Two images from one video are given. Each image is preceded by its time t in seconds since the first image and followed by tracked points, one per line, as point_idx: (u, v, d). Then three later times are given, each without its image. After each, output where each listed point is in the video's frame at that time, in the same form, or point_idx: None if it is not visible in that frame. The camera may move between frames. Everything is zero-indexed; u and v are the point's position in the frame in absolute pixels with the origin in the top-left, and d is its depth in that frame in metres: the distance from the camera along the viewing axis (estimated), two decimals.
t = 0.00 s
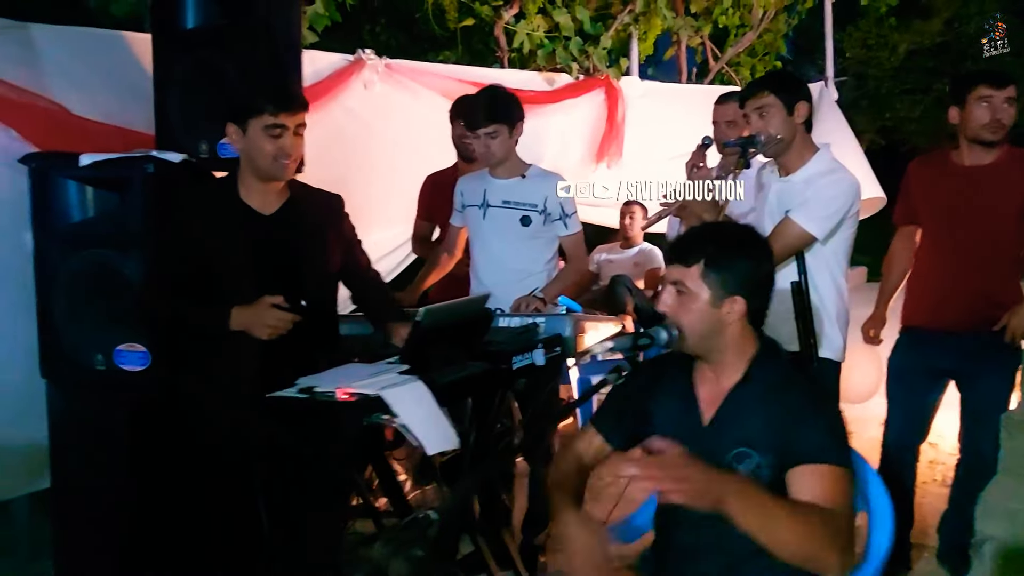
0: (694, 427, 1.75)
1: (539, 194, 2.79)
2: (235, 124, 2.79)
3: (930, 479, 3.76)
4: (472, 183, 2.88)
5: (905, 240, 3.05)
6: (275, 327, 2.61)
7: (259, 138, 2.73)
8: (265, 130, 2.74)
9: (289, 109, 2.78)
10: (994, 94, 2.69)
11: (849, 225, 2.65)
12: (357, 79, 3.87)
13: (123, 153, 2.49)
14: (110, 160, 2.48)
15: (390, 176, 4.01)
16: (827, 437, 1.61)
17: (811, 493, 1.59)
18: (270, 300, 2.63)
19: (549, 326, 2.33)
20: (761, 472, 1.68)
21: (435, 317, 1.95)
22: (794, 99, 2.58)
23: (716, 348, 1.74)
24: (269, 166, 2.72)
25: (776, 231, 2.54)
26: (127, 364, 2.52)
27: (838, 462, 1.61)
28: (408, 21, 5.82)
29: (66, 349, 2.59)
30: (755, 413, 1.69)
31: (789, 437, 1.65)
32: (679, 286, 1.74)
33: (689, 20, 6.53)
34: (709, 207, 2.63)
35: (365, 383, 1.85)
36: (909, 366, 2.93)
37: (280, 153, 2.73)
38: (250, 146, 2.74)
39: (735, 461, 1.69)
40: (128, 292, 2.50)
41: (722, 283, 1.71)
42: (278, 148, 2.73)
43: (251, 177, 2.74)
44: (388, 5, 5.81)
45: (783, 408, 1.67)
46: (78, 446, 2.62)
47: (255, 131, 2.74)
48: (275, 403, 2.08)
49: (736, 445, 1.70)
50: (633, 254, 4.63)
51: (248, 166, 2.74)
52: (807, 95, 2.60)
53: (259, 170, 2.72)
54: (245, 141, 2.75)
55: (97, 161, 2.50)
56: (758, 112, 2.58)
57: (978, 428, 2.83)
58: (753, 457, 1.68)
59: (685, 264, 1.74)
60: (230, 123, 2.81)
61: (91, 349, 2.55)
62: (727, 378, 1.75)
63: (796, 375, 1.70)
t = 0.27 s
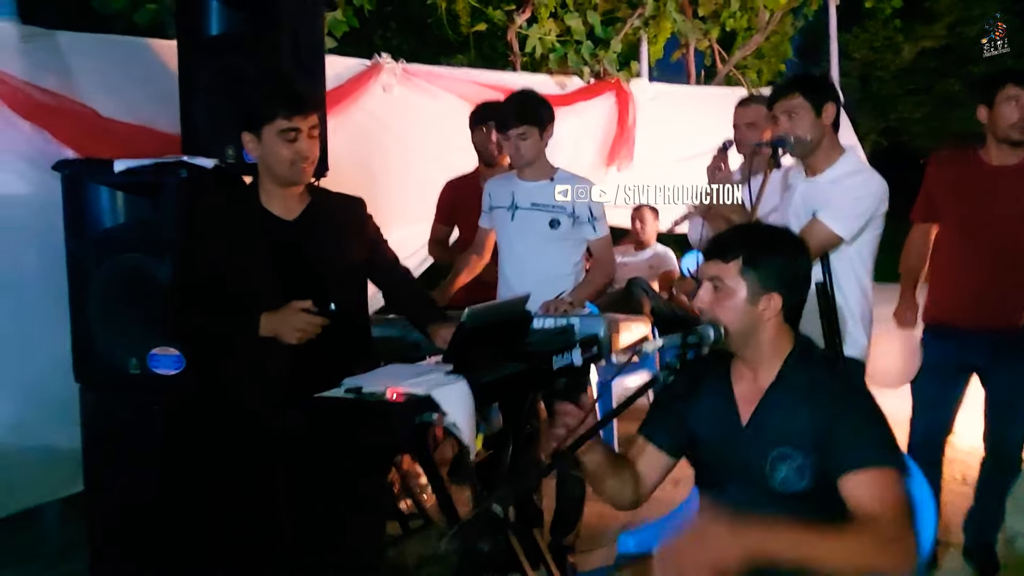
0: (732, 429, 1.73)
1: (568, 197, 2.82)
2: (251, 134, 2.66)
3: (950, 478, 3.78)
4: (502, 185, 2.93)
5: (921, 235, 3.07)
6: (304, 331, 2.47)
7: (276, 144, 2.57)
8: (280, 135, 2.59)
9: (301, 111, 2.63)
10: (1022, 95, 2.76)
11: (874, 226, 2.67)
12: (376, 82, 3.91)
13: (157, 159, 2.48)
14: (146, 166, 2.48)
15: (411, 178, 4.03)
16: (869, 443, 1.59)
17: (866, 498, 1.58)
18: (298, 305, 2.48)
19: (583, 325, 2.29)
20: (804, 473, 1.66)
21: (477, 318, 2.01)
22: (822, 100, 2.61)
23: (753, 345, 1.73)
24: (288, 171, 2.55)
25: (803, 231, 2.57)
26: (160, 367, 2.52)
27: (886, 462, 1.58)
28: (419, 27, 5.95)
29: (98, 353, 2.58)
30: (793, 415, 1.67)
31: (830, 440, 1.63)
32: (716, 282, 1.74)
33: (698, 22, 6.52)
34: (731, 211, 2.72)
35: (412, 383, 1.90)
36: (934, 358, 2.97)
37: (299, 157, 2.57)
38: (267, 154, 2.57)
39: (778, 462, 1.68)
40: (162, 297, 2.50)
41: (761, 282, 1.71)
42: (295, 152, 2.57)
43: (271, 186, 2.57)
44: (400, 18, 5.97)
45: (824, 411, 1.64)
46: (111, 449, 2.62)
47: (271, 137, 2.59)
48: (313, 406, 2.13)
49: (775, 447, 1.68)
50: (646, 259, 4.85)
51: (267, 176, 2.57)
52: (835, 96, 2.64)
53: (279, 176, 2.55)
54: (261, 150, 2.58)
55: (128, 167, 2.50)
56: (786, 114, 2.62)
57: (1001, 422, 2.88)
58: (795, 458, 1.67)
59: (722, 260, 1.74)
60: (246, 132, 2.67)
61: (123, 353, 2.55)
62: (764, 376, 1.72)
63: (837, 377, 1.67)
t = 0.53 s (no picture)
0: (752, 425, 1.76)
1: (578, 200, 2.88)
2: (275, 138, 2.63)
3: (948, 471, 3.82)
4: (509, 188, 2.97)
5: (916, 235, 3.07)
6: (331, 334, 2.50)
7: (298, 148, 2.56)
8: (302, 139, 2.57)
9: (322, 113, 2.61)
10: (1010, 98, 2.84)
11: (877, 227, 2.71)
12: (375, 88, 3.90)
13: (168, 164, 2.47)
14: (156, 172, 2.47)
15: (418, 179, 4.05)
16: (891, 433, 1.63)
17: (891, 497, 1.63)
18: (325, 306, 2.52)
19: (598, 327, 2.31)
20: (823, 465, 1.69)
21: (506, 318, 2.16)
22: (826, 103, 2.68)
23: (774, 340, 1.78)
24: (313, 175, 2.56)
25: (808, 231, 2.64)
26: (173, 372, 2.51)
27: (902, 449, 1.63)
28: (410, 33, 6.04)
29: (110, 359, 2.56)
30: (816, 407, 1.70)
31: (852, 431, 1.67)
32: (740, 279, 1.78)
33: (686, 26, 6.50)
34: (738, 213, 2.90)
35: (439, 384, 1.92)
36: (934, 355, 3.02)
37: (322, 160, 2.56)
38: (292, 159, 2.57)
39: (798, 454, 1.71)
40: (175, 303, 2.49)
41: (785, 279, 1.76)
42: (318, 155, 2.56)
43: (298, 190, 2.59)
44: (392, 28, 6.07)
45: (846, 404, 1.68)
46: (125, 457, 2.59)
47: (295, 142, 2.58)
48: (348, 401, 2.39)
49: (797, 439, 1.71)
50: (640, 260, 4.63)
51: (293, 181, 2.57)
52: (838, 99, 2.70)
53: (304, 182, 2.56)
54: (286, 154, 2.58)
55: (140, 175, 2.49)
56: (791, 116, 2.69)
57: (1002, 415, 2.94)
58: (816, 450, 1.70)
59: (743, 258, 1.79)
60: (269, 138, 2.64)
61: (135, 359, 2.54)
62: (782, 370, 1.77)
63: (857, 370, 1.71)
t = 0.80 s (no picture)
0: (724, 410, 1.84)
1: (544, 197, 2.91)
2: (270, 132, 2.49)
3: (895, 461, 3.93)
4: (477, 184, 3.02)
5: (865, 234, 3.21)
6: (319, 331, 2.35)
7: (294, 143, 2.44)
8: (299, 135, 2.45)
9: (321, 110, 2.47)
10: (943, 101, 2.97)
11: (832, 225, 2.81)
12: (334, 82, 3.86)
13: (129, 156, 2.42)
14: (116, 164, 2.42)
15: (394, 161, 4.07)
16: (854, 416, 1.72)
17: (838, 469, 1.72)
18: (311, 302, 2.36)
19: (565, 320, 2.26)
20: (792, 449, 1.77)
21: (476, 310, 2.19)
22: (785, 103, 2.76)
23: (748, 335, 1.83)
24: (305, 172, 2.44)
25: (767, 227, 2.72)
26: (133, 368, 2.47)
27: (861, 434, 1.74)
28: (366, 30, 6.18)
29: (70, 354, 2.52)
30: (788, 394, 1.79)
31: (820, 415, 1.76)
32: (716, 283, 1.83)
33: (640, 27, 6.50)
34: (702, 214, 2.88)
35: (413, 375, 1.95)
36: (884, 348, 3.13)
37: (317, 157, 2.44)
38: (286, 155, 2.45)
39: (768, 438, 1.78)
40: (137, 298, 2.45)
41: (751, 275, 1.81)
42: (313, 151, 2.44)
43: (289, 183, 2.47)
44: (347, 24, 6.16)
45: (814, 391, 1.77)
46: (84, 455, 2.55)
47: (289, 137, 2.45)
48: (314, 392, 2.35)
49: (768, 424, 1.79)
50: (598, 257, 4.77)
51: (284, 173, 2.46)
52: (794, 100, 2.79)
53: (296, 177, 2.45)
54: (279, 149, 2.45)
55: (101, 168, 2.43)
56: (751, 116, 2.76)
57: (947, 405, 3.07)
58: (786, 435, 1.77)
59: (717, 261, 1.84)
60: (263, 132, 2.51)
61: (94, 355, 2.50)
62: (754, 361, 1.84)
63: (824, 360, 1.81)
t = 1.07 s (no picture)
0: (681, 405, 1.89)
1: (506, 197, 2.94)
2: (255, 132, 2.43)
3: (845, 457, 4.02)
4: (439, 183, 3.03)
5: (815, 235, 3.30)
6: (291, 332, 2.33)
7: (279, 146, 2.39)
8: (285, 139, 2.40)
9: (309, 114, 2.43)
10: (885, 106, 3.05)
11: (786, 224, 2.87)
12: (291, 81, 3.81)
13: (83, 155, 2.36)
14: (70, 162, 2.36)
15: (352, 161, 4.05)
16: (804, 414, 1.75)
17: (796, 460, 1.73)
18: (285, 305, 2.35)
19: (527, 319, 2.41)
20: (745, 444, 1.81)
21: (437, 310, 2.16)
22: (741, 107, 2.82)
23: (710, 331, 1.88)
24: (289, 175, 2.40)
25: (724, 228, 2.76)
26: (87, 369, 2.41)
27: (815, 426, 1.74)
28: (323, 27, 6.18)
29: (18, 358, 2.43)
30: (741, 391, 1.83)
31: (771, 413, 1.79)
32: (692, 277, 1.87)
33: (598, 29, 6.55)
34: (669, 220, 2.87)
35: (375, 374, 1.96)
36: (834, 345, 3.21)
37: (302, 162, 2.40)
38: (271, 156, 2.40)
39: (723, 433, 1.83)
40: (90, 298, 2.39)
41: (722, 272, 1.87)
42: (298, 156, 2.40)
43: (269, 183, 2.43)
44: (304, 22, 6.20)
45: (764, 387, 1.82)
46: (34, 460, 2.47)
47: (277, 139, 2.40)
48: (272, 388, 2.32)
49: (723, 419, 1.84)
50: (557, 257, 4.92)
51: (266, 175, 2.41)
52: (750, 103, 2.85)
53: (278, 179, 2.40)
54: (265, 149, 2.40)
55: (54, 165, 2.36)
56: (708, 118, 2.81)
57: (895, 401, 3.16)
58: (738, 430, 1.82)
59: (697, 258, 1.88)
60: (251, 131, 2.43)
61: (45, 357, 2.42)
62: (710, 359, 1.89)
63: (773, 358, 1.86)
